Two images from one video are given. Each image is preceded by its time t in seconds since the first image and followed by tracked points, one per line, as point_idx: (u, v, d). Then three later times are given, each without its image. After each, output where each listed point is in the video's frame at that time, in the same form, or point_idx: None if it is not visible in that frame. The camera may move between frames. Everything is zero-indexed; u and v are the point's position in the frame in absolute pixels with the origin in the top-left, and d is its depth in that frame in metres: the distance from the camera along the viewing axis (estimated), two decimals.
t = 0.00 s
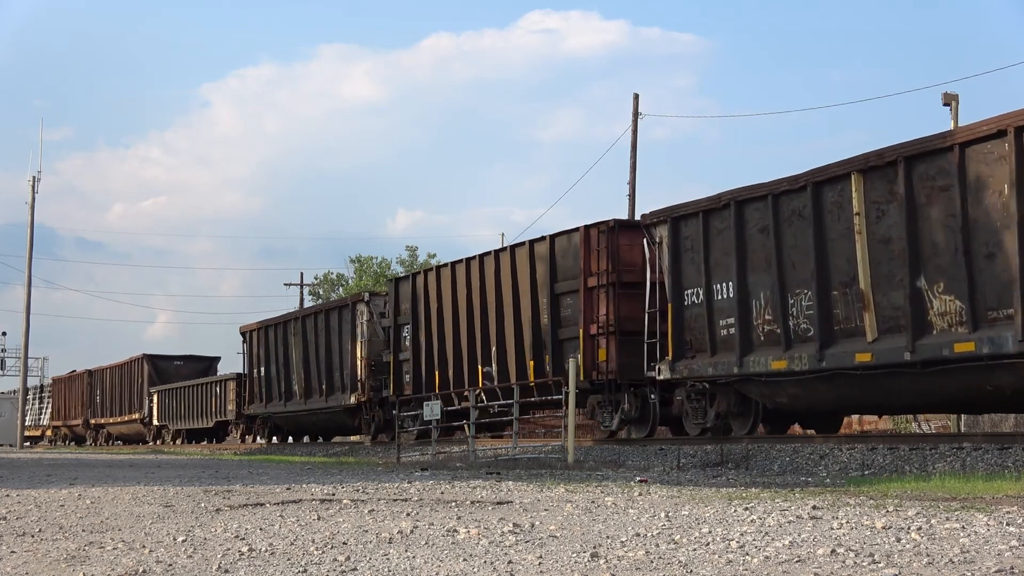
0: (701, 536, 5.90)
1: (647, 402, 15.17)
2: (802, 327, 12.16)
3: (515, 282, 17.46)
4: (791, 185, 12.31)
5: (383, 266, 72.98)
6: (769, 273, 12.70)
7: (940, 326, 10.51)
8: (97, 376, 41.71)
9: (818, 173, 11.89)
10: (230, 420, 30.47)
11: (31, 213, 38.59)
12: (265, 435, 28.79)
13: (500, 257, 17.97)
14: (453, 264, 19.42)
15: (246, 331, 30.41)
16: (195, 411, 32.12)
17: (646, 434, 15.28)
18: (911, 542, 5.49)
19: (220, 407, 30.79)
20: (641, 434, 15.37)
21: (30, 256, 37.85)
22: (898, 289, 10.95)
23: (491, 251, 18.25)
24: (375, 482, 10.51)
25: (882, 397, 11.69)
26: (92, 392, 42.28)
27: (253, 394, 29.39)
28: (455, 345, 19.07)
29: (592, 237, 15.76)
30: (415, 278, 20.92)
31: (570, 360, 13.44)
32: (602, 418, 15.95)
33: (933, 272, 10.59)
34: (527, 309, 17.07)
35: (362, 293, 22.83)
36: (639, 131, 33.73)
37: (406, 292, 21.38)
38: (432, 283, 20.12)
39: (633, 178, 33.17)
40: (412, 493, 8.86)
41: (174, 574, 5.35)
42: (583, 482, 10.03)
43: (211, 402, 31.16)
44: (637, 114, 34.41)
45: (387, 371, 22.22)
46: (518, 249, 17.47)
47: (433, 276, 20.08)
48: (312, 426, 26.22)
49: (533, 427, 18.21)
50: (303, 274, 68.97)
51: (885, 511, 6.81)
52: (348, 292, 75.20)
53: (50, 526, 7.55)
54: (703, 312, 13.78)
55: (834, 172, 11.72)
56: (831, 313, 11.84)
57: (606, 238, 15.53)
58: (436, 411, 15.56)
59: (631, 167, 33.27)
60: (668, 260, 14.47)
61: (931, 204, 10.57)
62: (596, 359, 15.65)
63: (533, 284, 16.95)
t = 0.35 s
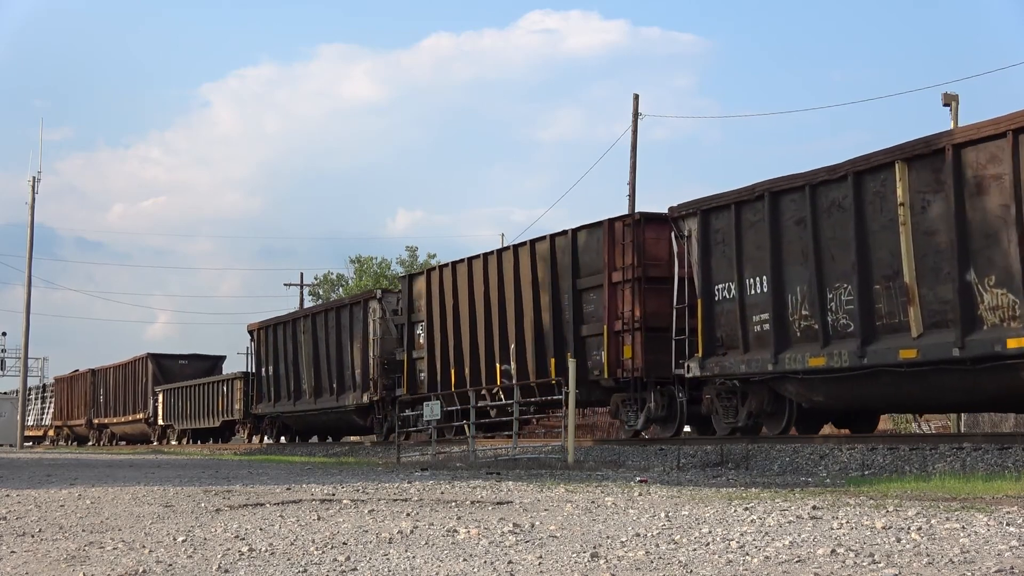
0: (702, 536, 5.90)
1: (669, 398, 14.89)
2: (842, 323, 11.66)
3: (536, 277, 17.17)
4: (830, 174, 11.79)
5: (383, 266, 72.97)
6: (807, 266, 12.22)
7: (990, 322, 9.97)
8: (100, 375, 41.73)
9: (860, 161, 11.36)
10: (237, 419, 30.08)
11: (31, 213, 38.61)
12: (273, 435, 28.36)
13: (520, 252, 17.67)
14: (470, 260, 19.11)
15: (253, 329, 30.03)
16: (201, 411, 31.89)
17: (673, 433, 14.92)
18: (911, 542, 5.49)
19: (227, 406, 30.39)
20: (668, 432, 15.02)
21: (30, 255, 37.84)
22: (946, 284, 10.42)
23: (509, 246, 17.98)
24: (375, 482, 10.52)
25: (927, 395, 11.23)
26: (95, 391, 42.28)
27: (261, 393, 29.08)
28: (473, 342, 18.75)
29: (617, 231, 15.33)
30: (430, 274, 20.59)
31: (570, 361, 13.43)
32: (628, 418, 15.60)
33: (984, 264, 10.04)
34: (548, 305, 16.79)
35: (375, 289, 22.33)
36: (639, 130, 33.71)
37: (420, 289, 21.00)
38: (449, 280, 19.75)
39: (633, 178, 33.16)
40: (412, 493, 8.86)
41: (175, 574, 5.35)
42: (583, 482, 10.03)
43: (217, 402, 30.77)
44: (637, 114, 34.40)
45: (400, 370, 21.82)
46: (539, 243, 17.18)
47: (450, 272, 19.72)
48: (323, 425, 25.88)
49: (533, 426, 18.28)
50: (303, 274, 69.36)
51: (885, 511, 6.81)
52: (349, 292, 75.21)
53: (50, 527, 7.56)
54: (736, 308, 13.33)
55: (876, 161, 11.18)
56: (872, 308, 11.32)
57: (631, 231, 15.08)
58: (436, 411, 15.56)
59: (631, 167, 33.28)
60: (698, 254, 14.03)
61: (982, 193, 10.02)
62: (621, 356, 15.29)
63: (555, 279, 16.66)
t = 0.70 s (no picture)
0: (702, 536, 5.90)
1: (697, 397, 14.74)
2: (885, 317, 11.53)
3: (558, 271, 16.91)
4: (872, 164, 11.60)
5: (383, 266, 72.93)
6: (848, 259, 12.07)
7: None
8: (103, 375, 41.71)
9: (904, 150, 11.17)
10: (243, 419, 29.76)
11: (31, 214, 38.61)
12: (282, 435, 28.06)
13: (541, 245, 17.38)
14: (489, 253, 18.79)
15: (261, 327, 29.71)
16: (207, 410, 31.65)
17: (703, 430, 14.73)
18: (912, 542, 5.49)
19: (234, 406, 30.11)
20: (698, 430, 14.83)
21: (30, 256, 37.84)
22: (998, 277, 10.24)
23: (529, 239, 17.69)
24: (375, 483, 10.52)
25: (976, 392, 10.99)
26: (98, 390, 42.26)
27: (270, 392, 28.77)
28: (493, 339, 18.38)
29: (644, 223, 15.01)
30: (446, 269, 20.25)
31: (571, 361, 13.43)
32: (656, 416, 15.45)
33: None
34: (571, 300, 16.53)
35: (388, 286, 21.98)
36: (639, 131, 33.66)
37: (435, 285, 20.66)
38: (467, 275, 19.42)
39: (633, 178, 33.13)
40: (413, 493, 8.87)
41: (174, 574, 5.34)
42: (584, 482, 10.04)
43: (225, 401, 30.51)
44: (637, 114, 34.39)
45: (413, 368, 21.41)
46: (560, 237, 16.90)
47: (467, 267, 19.38)
48: (333, 425, 25.55)
49: (532, 427, 18.35)
50: (303, 274, 70.22)
51: (885, 511, 6.81)
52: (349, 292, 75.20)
53: (50, 526, 7.56)
54: (772, 302, 13.19)
55: (923, 149, 10.98)
56: (917, 303, 11.17)
57: (659, 224, 14.79)
58: (437, 411, 15.56)
59: (631, 167, 33.28)
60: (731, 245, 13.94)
61: None
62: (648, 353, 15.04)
63: (578, 274, 16.40)
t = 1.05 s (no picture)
0: (702, 536, 5.90)
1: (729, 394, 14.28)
2: (932, 312, 11.05)
3: (580, 266, 16.58)
4: (919, 151, 11.16)
5: (383, 266, 72.92)
6: (892, 251, 11.60)
7: None
8: (107, 374, 41.72)
9: (955, 136, 10.75)
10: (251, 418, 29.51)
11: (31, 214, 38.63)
12: (291, 436, 27.72)
13: (562, 240, 17.03)
14: (506, 248, 18.42)
15: (268, 325, 29.38)
16: (213, 409, 31.46)
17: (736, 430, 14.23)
18: (911, 542, 5.50)
19: (242, 405, 29.84)
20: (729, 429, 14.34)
21: (30, 256, 37.84)
22: None
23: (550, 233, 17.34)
24: (375, 483, 10.52)
25: None
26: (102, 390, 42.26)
27: (278, 391, 28.48)
28: (512, 336, 17.99)
29: (673, 215, 14.72)
30: (461, 265, 19.82)
31: (571, 362, 13.43)
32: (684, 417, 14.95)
33: None
34: (595, 296, 16.19)
35: (400, 283, 21.64)
36: (639, 131, 33.66)
37: (450, 281, 20.21)
38: (483, 270, 18.99)
39: (633, 178, 33.15)
40: (412, 493, 8.87)
41: (174, 574, 5.35)
42: (583, 482, 10.05)
43: (232, 401, 30.25)
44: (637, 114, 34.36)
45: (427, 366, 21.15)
46: (582, 230, 16.58)
47: (483, 263, 18.98)
48: (344, 425, 25.23)
49: (540, 427, 18.21)
50: (303, 274, 70.40)
51: (885, 511, 6.82)
52: (349, 292, 75.21)
53: (51, 526, 7.57)
54: (809, 298, 12.74)
55: (976, 134, 10.55)
56: (966, 297, 10.70)
57: (689, 216, 14.48)
58: (437, 411, 15.56)
59: (631, 167, 33.27)
60: (764, 238, 13.44)
61: None
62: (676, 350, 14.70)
63: (602, 269, 16.07)
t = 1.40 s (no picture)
0: (702, 536, 5.90)
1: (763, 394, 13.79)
2: (983, 306, 10.61)
3: (605, 260, 16.17)
4: (971, 137, 10.70)
5: (383, 266, 72.94)
6: (939, 243, 11.14)
7: None
8: (111, 373, 41.75)
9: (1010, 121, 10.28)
10: (259, 417, 29.28)
11: (31, 214, 38.65)
12: (300, 436, 27.41)
13: (586, 233, 16.65)
14: (528, 242, 18.05)
15: (278, 322, 29.04)
16: (219, 408, 31.31)
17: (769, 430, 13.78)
18: (912, 542, 5.49)
19: (249, 404, 29.63)
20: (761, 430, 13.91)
21: (30, 256, 37.85)
22: None
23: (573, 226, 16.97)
24: (375, 483, 10.51)
25: None
26: (106, 389, 42.28)
27: (288, 390, 28.20)
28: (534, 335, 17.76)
29: (704, 208, 14.26)
30: (481, 259, 19.47)
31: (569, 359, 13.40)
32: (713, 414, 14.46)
33: None
34: (620, 292, 15.80)
35: (415, 279, 21.46)
36: (639, 130, 33.64)
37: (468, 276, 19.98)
38: (504, 264, 18.71)
39: (634, 178, 33.14)
40: (412, 493, 8.86)
41: (174, 574, 5.35)
42: (583, 483, 10.03)
43: (240, 399, 30.08)
44: (637, 113, 34.34)
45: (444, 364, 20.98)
46: (607, 223, 16.18)
47: (505, 256, 18.62)
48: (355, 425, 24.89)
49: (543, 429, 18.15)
50: (303, 274, 69.49)
51: (885, 511, 6.81)
52: (349, 292, 75.23)
53: (51, 527, 7.56)
54: (850, 292, 12.26)
55: None
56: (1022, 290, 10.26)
57: (721, 208, 14.00)
58: (437, 411, 15.55)
59: (631, 167, 33.24)
60: (802, 230, 12.99)
61: None
62: (706, 346, 14.22)
63: (628, 262, 15.65)
